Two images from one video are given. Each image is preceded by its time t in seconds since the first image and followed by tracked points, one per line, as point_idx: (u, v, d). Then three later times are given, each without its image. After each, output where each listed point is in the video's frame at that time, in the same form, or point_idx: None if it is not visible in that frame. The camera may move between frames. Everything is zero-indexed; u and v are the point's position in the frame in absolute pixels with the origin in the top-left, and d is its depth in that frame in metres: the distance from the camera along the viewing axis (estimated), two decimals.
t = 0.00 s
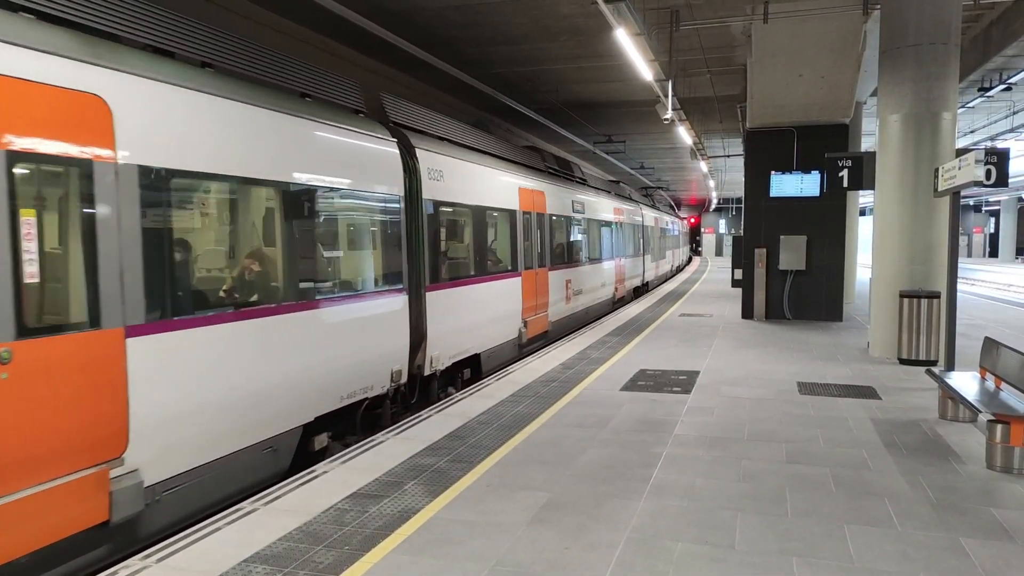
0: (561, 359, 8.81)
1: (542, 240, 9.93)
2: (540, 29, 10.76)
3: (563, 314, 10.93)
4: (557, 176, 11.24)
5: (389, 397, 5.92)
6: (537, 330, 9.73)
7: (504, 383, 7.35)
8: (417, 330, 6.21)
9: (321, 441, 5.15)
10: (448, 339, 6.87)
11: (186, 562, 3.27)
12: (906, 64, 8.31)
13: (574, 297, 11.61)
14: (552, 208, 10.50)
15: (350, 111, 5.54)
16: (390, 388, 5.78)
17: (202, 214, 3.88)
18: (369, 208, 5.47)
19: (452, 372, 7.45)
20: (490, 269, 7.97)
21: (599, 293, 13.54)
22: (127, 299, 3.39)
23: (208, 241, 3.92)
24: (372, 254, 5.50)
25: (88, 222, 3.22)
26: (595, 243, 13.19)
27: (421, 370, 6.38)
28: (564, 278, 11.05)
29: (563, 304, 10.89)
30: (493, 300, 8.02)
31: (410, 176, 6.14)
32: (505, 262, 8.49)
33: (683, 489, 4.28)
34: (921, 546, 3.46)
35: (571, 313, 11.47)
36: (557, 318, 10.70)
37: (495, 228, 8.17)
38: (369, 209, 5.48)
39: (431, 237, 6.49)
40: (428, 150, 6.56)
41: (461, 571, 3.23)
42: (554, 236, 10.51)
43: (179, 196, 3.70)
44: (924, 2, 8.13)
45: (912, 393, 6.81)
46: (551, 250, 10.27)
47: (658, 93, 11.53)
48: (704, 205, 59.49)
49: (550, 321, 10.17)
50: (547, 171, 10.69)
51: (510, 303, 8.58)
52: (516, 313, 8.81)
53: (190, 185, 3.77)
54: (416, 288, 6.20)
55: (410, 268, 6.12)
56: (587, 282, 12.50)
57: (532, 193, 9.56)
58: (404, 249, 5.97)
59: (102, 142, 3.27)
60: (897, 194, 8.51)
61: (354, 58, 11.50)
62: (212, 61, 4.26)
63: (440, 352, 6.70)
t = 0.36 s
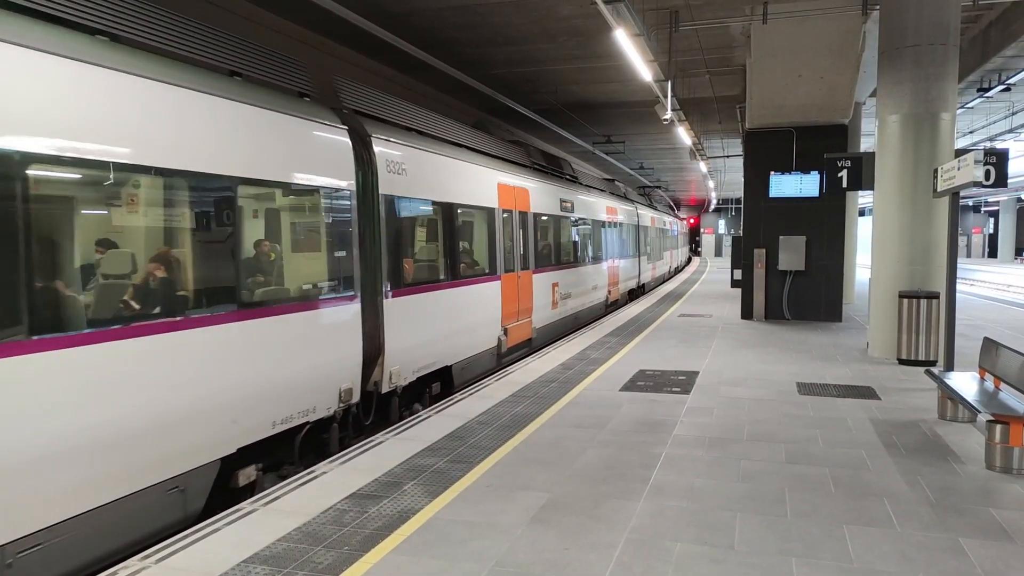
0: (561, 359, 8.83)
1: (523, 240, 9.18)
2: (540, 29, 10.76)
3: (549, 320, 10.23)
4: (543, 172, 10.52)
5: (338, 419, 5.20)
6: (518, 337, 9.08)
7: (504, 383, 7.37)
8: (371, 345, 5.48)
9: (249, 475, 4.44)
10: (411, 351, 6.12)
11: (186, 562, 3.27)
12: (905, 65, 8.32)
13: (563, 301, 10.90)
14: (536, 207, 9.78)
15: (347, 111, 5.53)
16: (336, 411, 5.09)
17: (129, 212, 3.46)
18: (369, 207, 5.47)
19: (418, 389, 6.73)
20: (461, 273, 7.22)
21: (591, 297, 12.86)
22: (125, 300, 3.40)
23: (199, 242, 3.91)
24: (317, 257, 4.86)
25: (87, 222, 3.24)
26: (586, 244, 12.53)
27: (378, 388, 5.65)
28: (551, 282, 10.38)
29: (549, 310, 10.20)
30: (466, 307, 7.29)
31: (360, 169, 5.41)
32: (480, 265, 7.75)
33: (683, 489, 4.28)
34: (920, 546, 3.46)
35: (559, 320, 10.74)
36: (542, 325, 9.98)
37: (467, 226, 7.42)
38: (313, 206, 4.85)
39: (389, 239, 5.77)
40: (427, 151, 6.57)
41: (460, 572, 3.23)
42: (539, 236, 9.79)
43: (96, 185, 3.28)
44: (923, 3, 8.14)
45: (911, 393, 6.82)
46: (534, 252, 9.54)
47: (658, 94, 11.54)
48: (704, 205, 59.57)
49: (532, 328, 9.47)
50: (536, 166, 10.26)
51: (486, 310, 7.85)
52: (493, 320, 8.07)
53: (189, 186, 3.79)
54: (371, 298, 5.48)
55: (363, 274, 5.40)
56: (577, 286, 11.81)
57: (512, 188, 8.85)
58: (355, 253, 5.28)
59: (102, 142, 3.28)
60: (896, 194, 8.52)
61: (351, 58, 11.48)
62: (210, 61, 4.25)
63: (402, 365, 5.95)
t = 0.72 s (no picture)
0: (561, 359, 8.85)
1: (502, 240, 8.44)
2: (539, 30, 10.78)
3: (534, 325, 9.55)
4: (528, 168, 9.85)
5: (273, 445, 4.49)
6: (500, 346, 8.40)
7: (504, 383, 7.39)
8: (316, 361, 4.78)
9: (152, 520, 3.73)
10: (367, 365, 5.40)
11: (185, 563, 3.27)
12: (904, 65, 8.32)
13: (550, 306, 10.22)
14: (518, 205, 9.07)
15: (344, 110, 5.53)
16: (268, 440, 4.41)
17: (106, 210, 3.33)
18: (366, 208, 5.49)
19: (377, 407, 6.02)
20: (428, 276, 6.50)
21: (582, 301, 12.19)
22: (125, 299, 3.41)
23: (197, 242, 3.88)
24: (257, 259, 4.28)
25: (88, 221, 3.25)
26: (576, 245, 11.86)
27: (324, 410, 4.91)
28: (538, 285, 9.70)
29: (535, 315, 9.50)
30: (435, 314, 6.59)
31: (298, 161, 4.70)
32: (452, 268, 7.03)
33: (682, 490, 4.29)
34: (919, 547, 3.46)
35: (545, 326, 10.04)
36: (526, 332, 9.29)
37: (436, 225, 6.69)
38: (290, 205, 4.58)
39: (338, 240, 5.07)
40: (427, 151, 6.58)
41: (459, 572, 3.23)
42: (522, 237, 9.05)
43: (75, 180, 3.17)
44: (921, 3, 8.15)
45: (910, 393, 6.83)
46: (516, 253, 8.79)
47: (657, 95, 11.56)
48: (703, 206, 59.68)
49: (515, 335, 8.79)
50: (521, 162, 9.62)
51: (461, 317, 7.15)
52: (469, 328, 7.36)
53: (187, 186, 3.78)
54: (316, 309, 4.78)
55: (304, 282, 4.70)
56: (565, 289, 11.12)
57: (491, 183, 8.17)
58: (294, 256, 4.59)
59: (104, 142, 3.29)
60: (895, 195, 8.52)
61: (350, 58, 11.45)
62: (209, 61, 4.26)
63: (355, 382, 5.23)
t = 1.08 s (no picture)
0: (560, 360, 8.86)
1: (481, 241, 7.83)
2: (539, 31, 10.80)
3: (517, 332, 8.95)
4: (510, 164, 9.24)
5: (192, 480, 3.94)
6: (480, 354, 7.77)
7: (503, 384, 7.39)
8: (248, 379, 4.19)
9: None
10: (315, 382, 4.82)
11: (184, 563, 3.27)
12: (903, 66, 8.33)
13: (534, 311, 9.61)
14: (500, 204, 8.44)
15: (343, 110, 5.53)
16: (185, 474, 3.80)
17: (110, 208, 3.36)
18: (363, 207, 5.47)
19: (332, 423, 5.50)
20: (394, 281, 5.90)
21: (571, 305, 11.58)
22: (124, 298, 3.41)
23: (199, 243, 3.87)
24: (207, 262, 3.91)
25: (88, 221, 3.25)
26: (564, 246, 11.25)
27: (260, 435, 4.38)
28: (521, 289, 9.09)
29: (518, 321, 8.91)
30: (401, 323, 6.00)
31: (224, 149, 4.10)
32: (423, 271, 6.42)
33: (681, 490, 4.29)
34: (919, 547, 3.46)
35: (528, 333, 9.42)
36: (508, 340, 8.69)
37: (403, 223, 6.08)
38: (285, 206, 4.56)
39: (277, 241, 4.47)
40: (427, 152, 6.59)
41: (458, 572, 3.23)
42: (503, 238, 8.44)
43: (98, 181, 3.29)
44: (920, 3, 8.15)
45: (909, 394, 6.83)
46: (496, 255, 8.20)
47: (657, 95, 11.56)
48: (703, 206, 59.76)
49: (497, 343, 8.20)
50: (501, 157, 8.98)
51: (432, 326, 6.56)
52: (442, 337, 6.77)
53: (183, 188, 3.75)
54: (246, 320, 4.18)
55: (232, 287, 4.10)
56: (552, 293, 10.51)
57: (468, 178, 7.53)
58: (219, 259, 3.99)
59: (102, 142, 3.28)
60: (894, 196, 8.52)
61: (348, 58, 11.43)
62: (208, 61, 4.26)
63: (300, 402, 4.66)
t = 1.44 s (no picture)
0: (559, 360, 8.87)
1: (457, 242, 7.20)
2: (538, 31, 10.81)
3: (499, 339, 8.36)
4: (493, 158, 8.65)
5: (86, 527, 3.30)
6: (457, 363, 7.15)
7: (503, 384, 7.40)
8: (160, 403, 3.58)
9: None
10: (251, 402, 4.21)
11: (183, 564, 3.27)
12: (902, 66, 8.33)
13: (518, 316, 9.01)
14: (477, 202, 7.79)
15: (347, 112, 5.54)
16: (72, 520, 3.18)
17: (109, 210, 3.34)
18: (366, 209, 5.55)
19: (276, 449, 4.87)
20: (350, 286, 5.31)
21: (561, 310, 10.96)
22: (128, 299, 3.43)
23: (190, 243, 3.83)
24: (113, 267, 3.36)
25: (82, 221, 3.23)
26: (554, 248, 10.66)
27: (178, 469, 3.76)
28: (503, 293, 8.48)
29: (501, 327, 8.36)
30: (360, 333, 5.41)
31: (127, 134, 3.47)
32: (387, 274, 5.82)
33: (681, 490, 4.29)
34: (917, 546, 3.47)
35: (512, 340, 8.83)
36: (491, 347, 8.10)
37: (362, 221, 5.48)
38: (277, 206, 4.54)
39: (199, 243, 3.89)
40: (427, 153, 6.61)
41: (457, 572, 3.23)
42: (481, 239, 7.83)
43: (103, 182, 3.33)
44: (919, 3, 8.17)
45: (908, 394, 6.84)
46: (474, 257, 7.59)
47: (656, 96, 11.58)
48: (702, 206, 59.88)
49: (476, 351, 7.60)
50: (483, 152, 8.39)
51: (398, 335, 5.96)
52: (411, 347, 6.16)
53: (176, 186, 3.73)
54: (157, 333, 3.57)
55: (136, 297, 3.48)
56: (539, 297, 9.90)
57: (443, 174, 6.91)
58: (122, 264, 3.40)
59: (94, 141, 3.28)
60: (893, 196, 8.53)
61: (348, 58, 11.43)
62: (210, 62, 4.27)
63: (230, 426, 4.06)
